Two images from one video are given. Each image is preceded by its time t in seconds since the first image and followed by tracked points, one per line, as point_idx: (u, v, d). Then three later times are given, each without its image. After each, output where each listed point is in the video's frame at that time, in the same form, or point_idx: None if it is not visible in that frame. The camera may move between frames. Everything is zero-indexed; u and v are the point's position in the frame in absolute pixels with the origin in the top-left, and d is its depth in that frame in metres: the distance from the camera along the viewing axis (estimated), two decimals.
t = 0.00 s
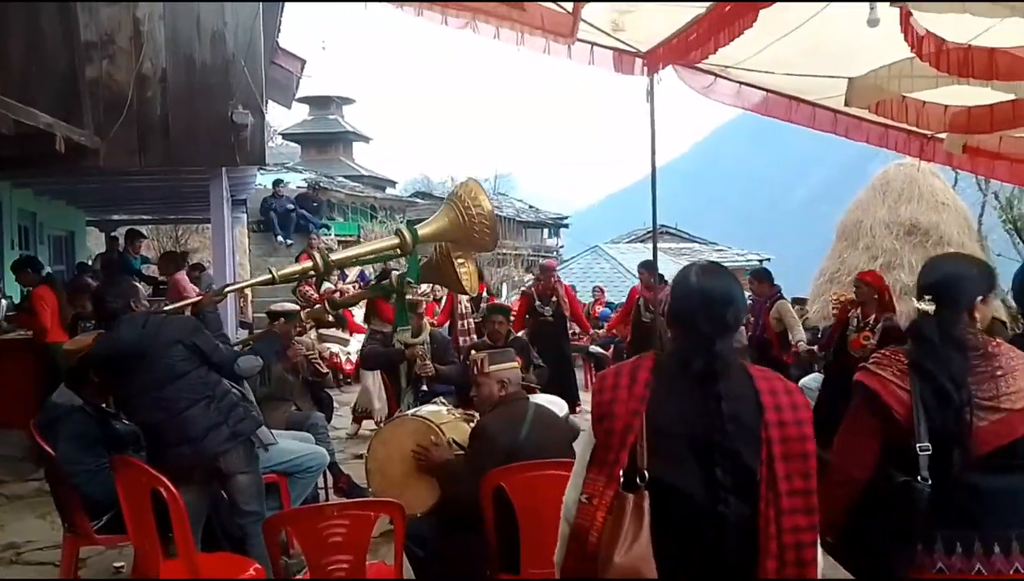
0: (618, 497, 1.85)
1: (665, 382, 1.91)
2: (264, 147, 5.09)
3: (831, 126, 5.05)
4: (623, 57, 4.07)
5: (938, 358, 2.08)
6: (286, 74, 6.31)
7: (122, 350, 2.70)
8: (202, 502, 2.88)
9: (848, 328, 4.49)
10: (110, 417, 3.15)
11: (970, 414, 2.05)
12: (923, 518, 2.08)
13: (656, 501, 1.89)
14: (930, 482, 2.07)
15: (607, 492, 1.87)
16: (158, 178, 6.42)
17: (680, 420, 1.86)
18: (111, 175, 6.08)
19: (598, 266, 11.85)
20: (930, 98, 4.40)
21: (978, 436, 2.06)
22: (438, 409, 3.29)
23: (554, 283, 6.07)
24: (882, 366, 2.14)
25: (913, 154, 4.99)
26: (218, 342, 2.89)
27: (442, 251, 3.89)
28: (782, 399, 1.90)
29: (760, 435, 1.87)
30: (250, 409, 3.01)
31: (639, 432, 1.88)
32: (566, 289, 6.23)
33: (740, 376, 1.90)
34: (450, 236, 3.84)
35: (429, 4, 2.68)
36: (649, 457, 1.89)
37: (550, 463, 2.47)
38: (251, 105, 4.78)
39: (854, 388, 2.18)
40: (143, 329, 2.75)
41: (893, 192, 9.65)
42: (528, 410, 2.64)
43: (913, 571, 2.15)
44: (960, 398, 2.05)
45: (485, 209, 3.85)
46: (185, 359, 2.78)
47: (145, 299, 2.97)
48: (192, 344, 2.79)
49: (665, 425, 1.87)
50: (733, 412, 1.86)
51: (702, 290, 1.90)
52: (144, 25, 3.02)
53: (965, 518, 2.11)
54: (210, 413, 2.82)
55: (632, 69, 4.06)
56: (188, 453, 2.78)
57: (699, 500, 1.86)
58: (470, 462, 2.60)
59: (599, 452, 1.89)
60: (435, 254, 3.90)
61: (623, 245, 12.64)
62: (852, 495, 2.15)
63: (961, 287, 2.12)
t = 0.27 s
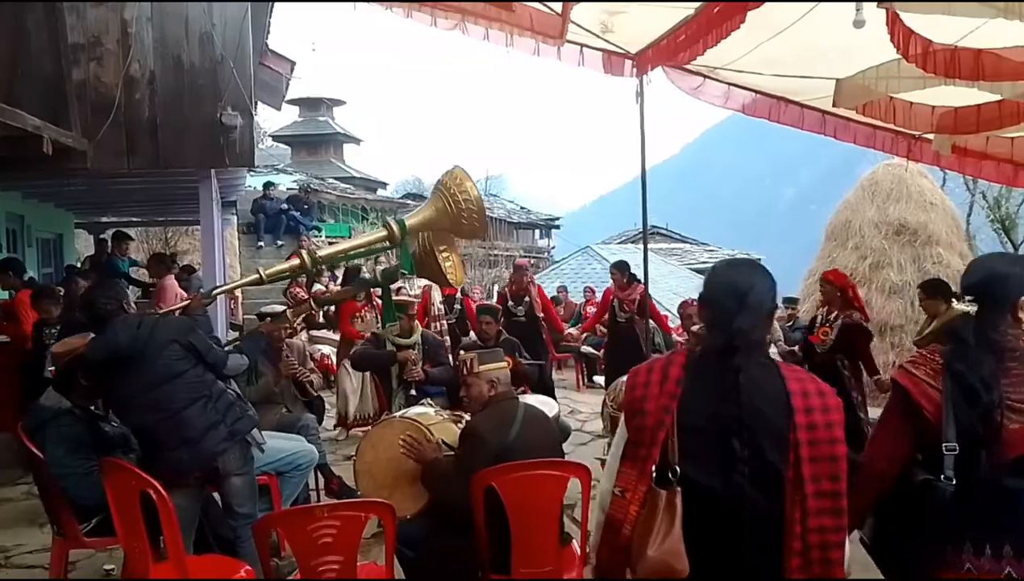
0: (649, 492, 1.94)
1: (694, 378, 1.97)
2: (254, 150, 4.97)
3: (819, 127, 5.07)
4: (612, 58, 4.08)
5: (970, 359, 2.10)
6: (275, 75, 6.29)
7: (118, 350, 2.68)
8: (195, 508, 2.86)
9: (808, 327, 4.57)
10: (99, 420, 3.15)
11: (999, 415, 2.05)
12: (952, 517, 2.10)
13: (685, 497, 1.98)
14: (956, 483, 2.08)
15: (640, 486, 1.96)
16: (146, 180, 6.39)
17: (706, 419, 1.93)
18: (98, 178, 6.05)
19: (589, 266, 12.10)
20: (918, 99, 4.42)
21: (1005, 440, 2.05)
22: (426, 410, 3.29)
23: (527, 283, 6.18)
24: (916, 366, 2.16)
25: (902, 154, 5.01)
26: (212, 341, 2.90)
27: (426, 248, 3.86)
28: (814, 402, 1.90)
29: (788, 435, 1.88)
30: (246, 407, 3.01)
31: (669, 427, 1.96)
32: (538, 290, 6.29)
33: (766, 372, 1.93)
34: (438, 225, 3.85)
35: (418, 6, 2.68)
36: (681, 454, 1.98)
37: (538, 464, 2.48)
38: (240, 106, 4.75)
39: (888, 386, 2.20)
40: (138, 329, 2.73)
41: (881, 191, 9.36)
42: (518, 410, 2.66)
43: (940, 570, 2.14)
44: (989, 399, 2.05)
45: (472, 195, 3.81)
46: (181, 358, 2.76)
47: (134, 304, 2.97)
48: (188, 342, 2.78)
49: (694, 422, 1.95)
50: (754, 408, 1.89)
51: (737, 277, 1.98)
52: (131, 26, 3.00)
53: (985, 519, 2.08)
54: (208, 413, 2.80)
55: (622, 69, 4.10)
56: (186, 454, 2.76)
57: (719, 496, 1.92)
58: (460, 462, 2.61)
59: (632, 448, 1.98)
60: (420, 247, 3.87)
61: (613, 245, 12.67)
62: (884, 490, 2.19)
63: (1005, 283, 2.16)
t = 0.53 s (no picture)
0: (671, 485, 1.94)
1: (721, 379, 1.99)
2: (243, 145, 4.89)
3: (807, 132, 5.09)
4: (604, 59, 4.09)
5: (991, 361, 2.27)
6: (266, 70, 6.25)
7: (113, 340, 2.64)
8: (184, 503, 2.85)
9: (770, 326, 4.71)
10: (81, 414, 3.11)
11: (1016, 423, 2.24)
12: (970, 526, 2.30)
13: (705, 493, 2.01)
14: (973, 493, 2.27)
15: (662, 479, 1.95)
16: (133, 173, 6.34)
17: (733, 420, 1.96)
18: (85, 170, 6.00)
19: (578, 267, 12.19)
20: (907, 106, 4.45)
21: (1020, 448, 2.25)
22: (412, 407, 3.30)
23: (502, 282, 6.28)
24: (934, 377, 2.36)
25: (889, 160, 5.05)
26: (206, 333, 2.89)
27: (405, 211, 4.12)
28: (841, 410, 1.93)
29: (811, 440, 1.93)
30: (236, 401, 2.99)
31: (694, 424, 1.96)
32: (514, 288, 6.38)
33: (790, 379, 1.96)
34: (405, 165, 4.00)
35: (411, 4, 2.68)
36: (701, 449, 2.00)
37: (517, 463, 2.48)
38: (229, 101, 4.72)
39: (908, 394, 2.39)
40: (134, 319, 2.69)
41: (868, 197, 9.36)
42: (503, 409, 2.66)
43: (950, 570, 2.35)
44: (1008, 404, 2.24)
45: (436, 135, 3.91)
46: (177, 348, 2.74)
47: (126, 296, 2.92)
48: (184, 332, 2.77)
49: (720, 420, 1.97)
50: (778, 413, 1.93)
51: (766, 283, 2.01)
52: (121, 18, 2.97)
53: (1002, 526, 2.28)
54: (203, 405, 2.78)
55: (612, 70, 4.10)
56: (181, 447, 2.72)
57: (740, 497, 1.97)
58: (443, 460, 2.60)
59: (656, 442, 1.97)
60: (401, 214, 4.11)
61: (602, 247, 12.70)
62: (900, 496, 2.37)
63: None
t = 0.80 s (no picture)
0: (682, 469, 1.94)
1: (734, 375, 1.96)
2: (240, 138, 4.82)
3: (803, 141, 5.12)
4: (602, 62, 4.10)
5: (990, 374, 2.16)
6: (264, 64, 6.24)
7: (116, 325, 2.64)
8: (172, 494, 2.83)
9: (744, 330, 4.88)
10: (68, 402, 3.09)
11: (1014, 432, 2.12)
12: (970, 532, 2.16)
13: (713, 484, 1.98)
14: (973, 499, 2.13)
15: (673, 464, 1.95)
16: (129, 162, 6.32)
17: (742, 415, 1.92)
18: (79, 158, 5.97)
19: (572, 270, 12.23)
20: (903, 117, 4.46)
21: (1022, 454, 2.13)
22: (403, 402, 3.30)
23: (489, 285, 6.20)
24: (935, 385, 2.22)
25: (883, 171, 5.07)
26: (206, 321, 2.89)
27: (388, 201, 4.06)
28: (845, 412, 1.91)
29: (816, 440, 1.89)
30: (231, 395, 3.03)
31: (708, 414, 1.95)
32: (500, 292, 6.26)
33: (799, 381, 1.93)
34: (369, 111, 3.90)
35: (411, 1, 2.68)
36: (712, 438, 1.97)
37: (505, 462, 2.48)
38: (228, 93, 4.71)
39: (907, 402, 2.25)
40: (136, 304, 2.70)
41: (861, 209, 9.47)
42: (494, 406, 2.68)
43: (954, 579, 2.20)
44: (1008, 416, 2.13)
45: (392, 71, 3.80)
46: (178, 335, 2.75)
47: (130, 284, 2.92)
48: (186, 320, 2.77)
49: (731, 412, 1.94)
50: (786, 413, 1.90)
51: (783, 290, 1.99)
52: (119, 5, 2.96)
53: (1001, 536, 2.15)
54: (199, 395, 2.79)
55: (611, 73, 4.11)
56: (178, 435, 2.72)
57: (747, 491, 1.93)
58: (434, 456, 2.60)
59: (670, 428, 1.97)
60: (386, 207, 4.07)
61: (595, 251, 12.78)
62: (899, 502, 2.22)
63: None
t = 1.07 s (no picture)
0: (671, 452, 2.04)
1: (727, 367, 2.03)
2: (207, 121, 4.82)
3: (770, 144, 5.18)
4: (577, 59, 4.10)
5: (944, 382, 2.17)
6: (233, 47, 6.15)
7: (79, 305, 2.59)
8: (128, 480, 2.78)
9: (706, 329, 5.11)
10: (24, 383, 3.02)
11: (971, 433, 2.14)
12: (930, 528, 2.21)
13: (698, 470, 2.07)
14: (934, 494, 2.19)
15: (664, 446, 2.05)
16: (90, 142, 6.18)
17: (731, 404, 1.99)
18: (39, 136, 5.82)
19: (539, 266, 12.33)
20: (868, 124, 4.54)
21: (977, 455, 2.14)
22: (378, 392, 3.30)
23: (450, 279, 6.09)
24: (897, 388, 2.26)
25: (847, 177, 5.16)
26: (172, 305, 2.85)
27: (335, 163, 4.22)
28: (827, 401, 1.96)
29: (800, 426, 1.94)
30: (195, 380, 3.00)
31: (701, 402, 2.03)
32: (459, 288, 6.22)
33: (789, 375, 1.98)
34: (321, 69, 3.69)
35: None
36: (702, 425, 2.06)
37: (470, 451, 2.48)
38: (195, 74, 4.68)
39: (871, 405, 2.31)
40: (101, 284, 2.65)
41: (824, 213, 9.72)
42: (460, 396, 2.67)
43: (918, 571, 2.24)
44: (963, 420, 2.14)
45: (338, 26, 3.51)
46: (143, 318, 2.71)
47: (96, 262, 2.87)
48: (151, 303, 2.72)
49: (721, 400, 2.02)
50: (771, 404, 1.95)
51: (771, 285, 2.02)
52: None
53: (961, 533, 2.18)
54: (163, 379, 2.75)
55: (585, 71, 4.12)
56: (139, 420, 2.68)
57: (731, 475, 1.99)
58: (401, 444, 2.60)
59: (663, 414, 2.06)
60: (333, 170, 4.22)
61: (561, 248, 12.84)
62: (862, 499, 2.27)
63: (985, 317, 2.19)
